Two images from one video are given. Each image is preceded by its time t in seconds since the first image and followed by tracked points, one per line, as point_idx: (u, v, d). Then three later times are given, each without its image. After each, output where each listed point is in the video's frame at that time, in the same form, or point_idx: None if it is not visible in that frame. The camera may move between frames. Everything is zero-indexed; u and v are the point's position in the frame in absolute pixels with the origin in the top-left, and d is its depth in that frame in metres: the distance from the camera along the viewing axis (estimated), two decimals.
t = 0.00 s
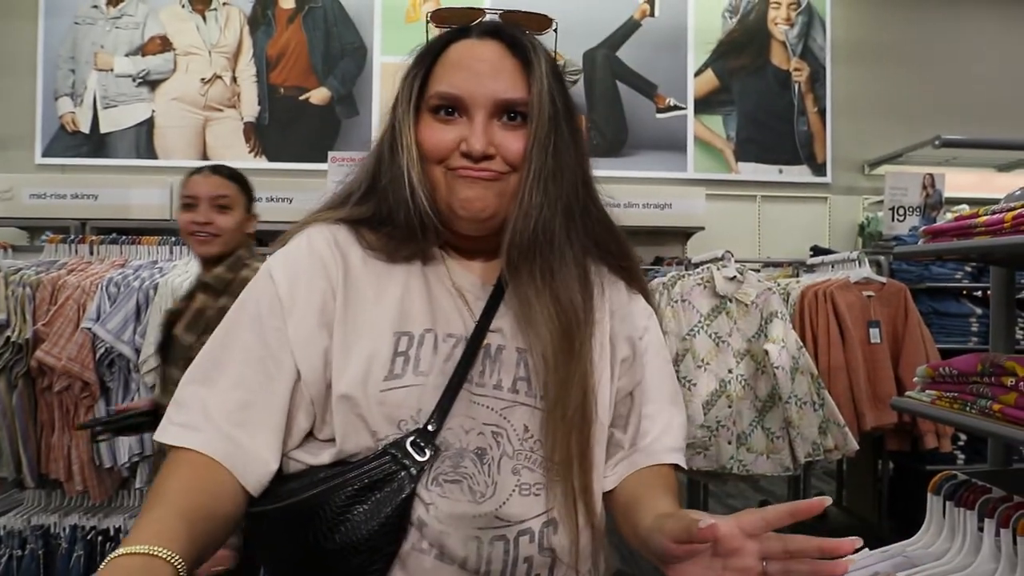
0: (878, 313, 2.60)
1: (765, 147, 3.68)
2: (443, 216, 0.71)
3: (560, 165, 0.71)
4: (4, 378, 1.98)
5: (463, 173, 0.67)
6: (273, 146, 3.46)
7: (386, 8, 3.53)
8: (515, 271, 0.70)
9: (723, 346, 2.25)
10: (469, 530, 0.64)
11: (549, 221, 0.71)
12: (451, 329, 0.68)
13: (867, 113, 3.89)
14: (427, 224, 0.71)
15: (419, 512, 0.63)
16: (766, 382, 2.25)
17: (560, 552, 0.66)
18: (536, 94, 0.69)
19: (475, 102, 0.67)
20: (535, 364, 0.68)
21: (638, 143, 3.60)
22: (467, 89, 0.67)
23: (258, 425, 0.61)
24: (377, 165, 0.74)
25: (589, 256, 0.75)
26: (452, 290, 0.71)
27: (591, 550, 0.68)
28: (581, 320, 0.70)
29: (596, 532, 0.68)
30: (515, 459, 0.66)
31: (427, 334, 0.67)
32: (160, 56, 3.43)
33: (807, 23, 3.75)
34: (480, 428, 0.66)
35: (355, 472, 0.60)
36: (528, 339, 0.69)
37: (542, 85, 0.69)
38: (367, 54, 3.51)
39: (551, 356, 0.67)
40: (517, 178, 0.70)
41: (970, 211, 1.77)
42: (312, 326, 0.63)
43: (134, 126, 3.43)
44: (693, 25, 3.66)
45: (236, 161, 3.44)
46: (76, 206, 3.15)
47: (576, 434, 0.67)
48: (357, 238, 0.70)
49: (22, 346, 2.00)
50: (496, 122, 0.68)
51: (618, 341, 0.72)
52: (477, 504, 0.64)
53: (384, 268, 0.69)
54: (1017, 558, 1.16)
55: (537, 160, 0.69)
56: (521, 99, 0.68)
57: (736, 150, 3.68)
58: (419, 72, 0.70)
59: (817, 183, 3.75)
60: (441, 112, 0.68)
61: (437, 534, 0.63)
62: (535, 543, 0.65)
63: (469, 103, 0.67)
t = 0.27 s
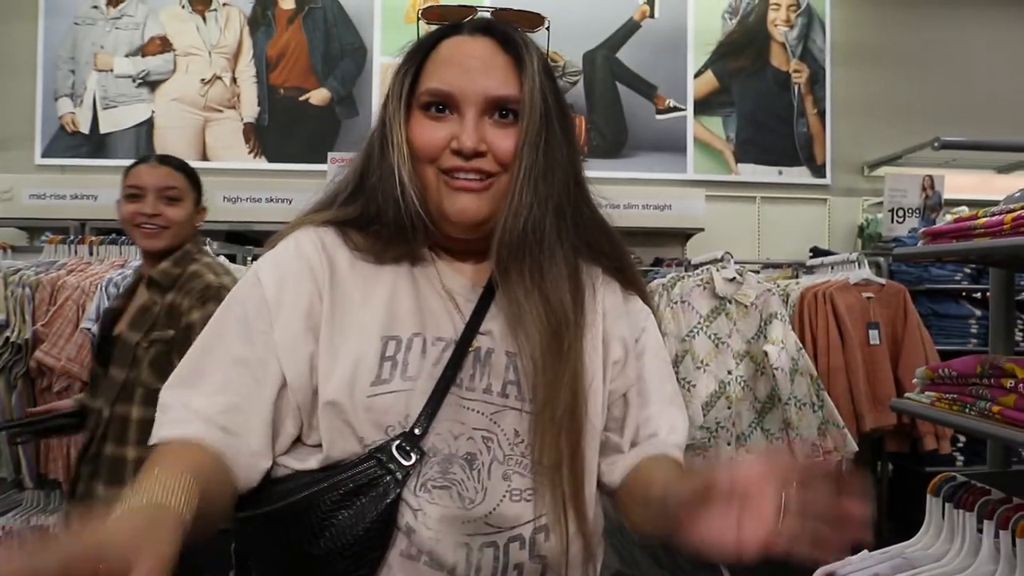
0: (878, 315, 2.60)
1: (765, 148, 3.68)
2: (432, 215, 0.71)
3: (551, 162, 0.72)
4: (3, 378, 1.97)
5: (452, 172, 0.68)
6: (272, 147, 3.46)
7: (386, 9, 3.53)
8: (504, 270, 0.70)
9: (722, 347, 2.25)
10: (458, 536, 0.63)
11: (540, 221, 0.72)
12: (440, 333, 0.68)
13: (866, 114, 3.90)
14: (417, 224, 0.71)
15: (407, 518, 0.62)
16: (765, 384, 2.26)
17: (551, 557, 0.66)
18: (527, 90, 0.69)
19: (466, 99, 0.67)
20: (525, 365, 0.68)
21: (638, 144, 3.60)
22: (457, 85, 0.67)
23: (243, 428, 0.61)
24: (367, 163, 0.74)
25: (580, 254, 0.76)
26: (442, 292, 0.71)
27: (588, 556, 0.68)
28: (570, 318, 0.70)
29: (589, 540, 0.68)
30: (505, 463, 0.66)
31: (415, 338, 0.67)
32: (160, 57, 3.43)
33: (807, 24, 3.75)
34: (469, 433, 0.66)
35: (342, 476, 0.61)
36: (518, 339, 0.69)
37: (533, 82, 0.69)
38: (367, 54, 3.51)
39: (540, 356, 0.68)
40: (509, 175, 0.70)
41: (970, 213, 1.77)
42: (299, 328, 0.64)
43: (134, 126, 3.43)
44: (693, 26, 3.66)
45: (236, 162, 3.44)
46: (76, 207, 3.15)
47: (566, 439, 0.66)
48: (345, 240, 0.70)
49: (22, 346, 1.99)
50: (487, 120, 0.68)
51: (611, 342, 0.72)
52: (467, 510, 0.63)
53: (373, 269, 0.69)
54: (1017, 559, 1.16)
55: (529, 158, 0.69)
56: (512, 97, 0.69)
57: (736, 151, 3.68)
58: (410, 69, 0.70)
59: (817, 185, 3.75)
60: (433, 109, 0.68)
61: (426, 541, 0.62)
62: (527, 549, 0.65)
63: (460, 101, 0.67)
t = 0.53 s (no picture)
0: (878, 317, 2.59)
1: (764, 150, 3.69)
2: (422, 211, 0.67)
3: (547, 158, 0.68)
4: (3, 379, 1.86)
5: (442, 163, 0.64)
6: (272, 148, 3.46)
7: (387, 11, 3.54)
8: (494, 263, 0.67)
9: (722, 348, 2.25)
10: (452, 525, 0.62)
11: (533, 217, 0.68)
12: (436, 324, 0.65)
13: (866, 116, 3.90)
14: (412, 220, 0.67)
15: (398, 511, 0.61)
16: (764, 385, 2.25)
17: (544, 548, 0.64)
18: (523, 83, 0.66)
19: (458, 92, 0.64)
20: (518, 360, 0.65)
21: (638, 145, 3.61)
22: (451, 77, 0.64)
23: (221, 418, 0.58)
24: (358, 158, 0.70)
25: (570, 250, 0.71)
26: (436, 287, 0.68)
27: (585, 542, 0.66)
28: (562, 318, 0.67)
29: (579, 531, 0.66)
30: (500, 455, 0.64)
31: (410, 328, 0.64)
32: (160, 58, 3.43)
33: (807, 26, 3.76)
34: (464, 426, 0.63)
35: (335, 472, 0.60)
36: (511, 337, 0.65)
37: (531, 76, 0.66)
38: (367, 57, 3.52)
39: (531, 353, 0.65)
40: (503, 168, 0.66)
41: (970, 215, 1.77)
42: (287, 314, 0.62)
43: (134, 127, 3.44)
44: (693, 27, 3.67)
45: (235, 163, 3.44)
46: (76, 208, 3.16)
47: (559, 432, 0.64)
48: (336, 234, 0.67)
49: (21, 347, 1.92)
50: (479, 113, 0.64)
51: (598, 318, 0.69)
52: (459, 501, 0.62)
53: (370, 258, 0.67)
54: (1016, 561, 1.16)
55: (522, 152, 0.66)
56: (506, 89, 0.65)
57: (735, 153, 3.69)
58: (403, 64, 0.68)
59: (816, 187, 3.75)
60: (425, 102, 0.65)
61: (419, 537, 0.61)
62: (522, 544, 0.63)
63: (452, 94, 0.64)
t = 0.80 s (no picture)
0: (877, 318, 2.60)
1: (763, 151, 3.69)
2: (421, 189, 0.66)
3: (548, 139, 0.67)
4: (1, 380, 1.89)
5: (441, 134, 0.62)
6: (271, 148, 3.46)
7: (386, 11, 3.54)
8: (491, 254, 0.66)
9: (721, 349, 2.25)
10: (456, 527, 0.59)
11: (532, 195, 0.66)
12: (437, 325, 0.64)
13: (865, 117, 3.90)
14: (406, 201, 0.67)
15: (399, 512, 0.59)
16: (763, 386, 2.26)
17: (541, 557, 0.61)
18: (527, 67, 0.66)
19: (459, 66, 0.64)
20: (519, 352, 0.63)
21: (637, 146, 3.61)
22: (455, 55, 0.64)
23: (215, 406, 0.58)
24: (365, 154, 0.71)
25: (576, 250, 0.68)
26: (436, 283, 0.66)
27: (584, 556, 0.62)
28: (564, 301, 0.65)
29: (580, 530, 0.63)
30: (505, 458, 0.61)
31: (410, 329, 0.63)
32: (160, 58, 3.43)
33: (806, 26, 3.76)
34: (470, 428, 0.62)
35: (336, 473, 0.58)
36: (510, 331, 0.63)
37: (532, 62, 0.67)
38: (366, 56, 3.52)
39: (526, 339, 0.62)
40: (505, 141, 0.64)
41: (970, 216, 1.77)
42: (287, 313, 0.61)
43: (133, 128, 3.43)
44: (693, 28, 3.67)
45: (234, 163, 3.44)
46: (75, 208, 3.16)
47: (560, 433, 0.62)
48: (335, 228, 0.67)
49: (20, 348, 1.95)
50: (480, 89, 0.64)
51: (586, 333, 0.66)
52: (462, 501, 0.60)
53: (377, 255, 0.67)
54: (1014, 562, 1.16)
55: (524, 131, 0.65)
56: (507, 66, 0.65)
57: (735, 153, 3.69)
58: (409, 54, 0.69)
59: (815, 188, 3.76)
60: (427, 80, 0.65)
61: (423, 541, 0.59)
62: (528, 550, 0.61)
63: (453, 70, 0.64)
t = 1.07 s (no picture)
0: (877, 320, 2.59)
1: (764, 151, 3.68)
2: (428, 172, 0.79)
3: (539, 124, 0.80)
4: None
5: (448, 124, 0.76)
6: (271, 148, 3.46)
7: (386, 11, 3.54)
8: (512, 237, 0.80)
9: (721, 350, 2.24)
10: (459, 534, 0.71)
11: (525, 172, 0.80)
12: (437, 332, 0.75)
13: (864, 117, 3.91)
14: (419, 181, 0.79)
15: (402, 512, 0.71)
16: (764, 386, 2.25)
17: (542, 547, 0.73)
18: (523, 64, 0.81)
19: (465, 57, 0.78)
20: (524, 340, 0.76)
21: (637, 146, 3.61)
22: (453, 52, 0.79)
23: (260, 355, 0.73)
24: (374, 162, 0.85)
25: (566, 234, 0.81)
26: (441, 284, 0.78)
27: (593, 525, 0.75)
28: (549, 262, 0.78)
29: (573, 513, 0.74)
30: (504, 455, 0.73)
31: (411, 336, 0.74)
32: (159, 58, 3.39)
33: (805, 27, 3.77)
34: (471, 428, 0.73)
35: (332, 475, 0.69)
36: (510, 333, 0.76)
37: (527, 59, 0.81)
38: (365, 57, 3.53)
39: (532, 316, 0.77)
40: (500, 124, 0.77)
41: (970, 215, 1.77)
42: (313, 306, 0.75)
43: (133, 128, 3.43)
44: (692, 29, 3.67)
45: (234, 163, 3.41)
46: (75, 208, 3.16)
47: (552, 422, 0.74)
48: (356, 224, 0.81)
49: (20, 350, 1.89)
50: (482, 78, 0.78)
51: (650, 346, 0.80)
52: (468, 502, 0.71)
53: (375, 272, 0.79)
54: (1013, 562, 1.17)
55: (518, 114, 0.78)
56: (506, 61, 0.80)
57: (734, 154, 3.69)
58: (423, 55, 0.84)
59: (815, 189, 3.77)
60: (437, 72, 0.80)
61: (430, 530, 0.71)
62: (525, 537, 0.72)
63: (459, 61, 0.79)
